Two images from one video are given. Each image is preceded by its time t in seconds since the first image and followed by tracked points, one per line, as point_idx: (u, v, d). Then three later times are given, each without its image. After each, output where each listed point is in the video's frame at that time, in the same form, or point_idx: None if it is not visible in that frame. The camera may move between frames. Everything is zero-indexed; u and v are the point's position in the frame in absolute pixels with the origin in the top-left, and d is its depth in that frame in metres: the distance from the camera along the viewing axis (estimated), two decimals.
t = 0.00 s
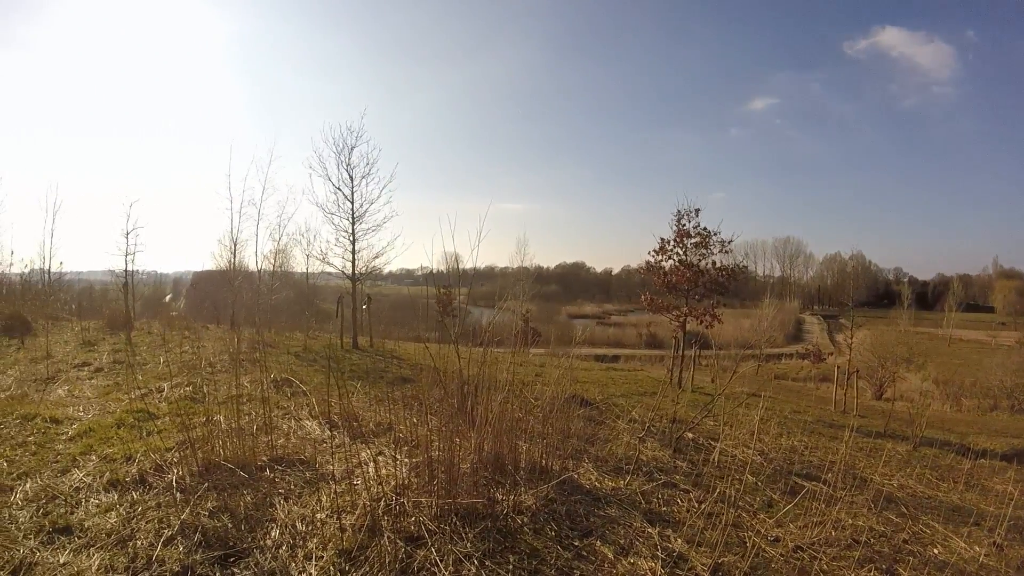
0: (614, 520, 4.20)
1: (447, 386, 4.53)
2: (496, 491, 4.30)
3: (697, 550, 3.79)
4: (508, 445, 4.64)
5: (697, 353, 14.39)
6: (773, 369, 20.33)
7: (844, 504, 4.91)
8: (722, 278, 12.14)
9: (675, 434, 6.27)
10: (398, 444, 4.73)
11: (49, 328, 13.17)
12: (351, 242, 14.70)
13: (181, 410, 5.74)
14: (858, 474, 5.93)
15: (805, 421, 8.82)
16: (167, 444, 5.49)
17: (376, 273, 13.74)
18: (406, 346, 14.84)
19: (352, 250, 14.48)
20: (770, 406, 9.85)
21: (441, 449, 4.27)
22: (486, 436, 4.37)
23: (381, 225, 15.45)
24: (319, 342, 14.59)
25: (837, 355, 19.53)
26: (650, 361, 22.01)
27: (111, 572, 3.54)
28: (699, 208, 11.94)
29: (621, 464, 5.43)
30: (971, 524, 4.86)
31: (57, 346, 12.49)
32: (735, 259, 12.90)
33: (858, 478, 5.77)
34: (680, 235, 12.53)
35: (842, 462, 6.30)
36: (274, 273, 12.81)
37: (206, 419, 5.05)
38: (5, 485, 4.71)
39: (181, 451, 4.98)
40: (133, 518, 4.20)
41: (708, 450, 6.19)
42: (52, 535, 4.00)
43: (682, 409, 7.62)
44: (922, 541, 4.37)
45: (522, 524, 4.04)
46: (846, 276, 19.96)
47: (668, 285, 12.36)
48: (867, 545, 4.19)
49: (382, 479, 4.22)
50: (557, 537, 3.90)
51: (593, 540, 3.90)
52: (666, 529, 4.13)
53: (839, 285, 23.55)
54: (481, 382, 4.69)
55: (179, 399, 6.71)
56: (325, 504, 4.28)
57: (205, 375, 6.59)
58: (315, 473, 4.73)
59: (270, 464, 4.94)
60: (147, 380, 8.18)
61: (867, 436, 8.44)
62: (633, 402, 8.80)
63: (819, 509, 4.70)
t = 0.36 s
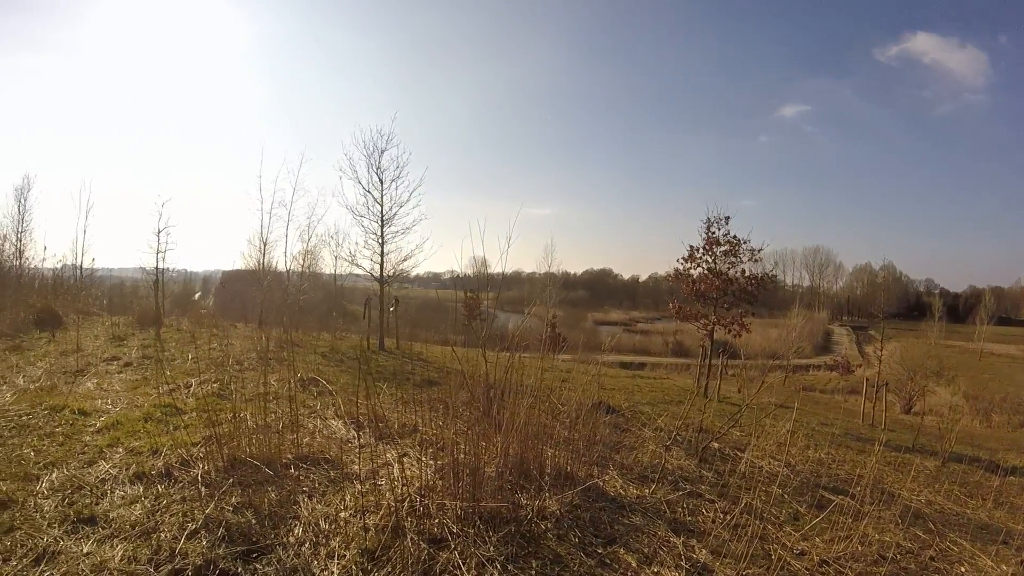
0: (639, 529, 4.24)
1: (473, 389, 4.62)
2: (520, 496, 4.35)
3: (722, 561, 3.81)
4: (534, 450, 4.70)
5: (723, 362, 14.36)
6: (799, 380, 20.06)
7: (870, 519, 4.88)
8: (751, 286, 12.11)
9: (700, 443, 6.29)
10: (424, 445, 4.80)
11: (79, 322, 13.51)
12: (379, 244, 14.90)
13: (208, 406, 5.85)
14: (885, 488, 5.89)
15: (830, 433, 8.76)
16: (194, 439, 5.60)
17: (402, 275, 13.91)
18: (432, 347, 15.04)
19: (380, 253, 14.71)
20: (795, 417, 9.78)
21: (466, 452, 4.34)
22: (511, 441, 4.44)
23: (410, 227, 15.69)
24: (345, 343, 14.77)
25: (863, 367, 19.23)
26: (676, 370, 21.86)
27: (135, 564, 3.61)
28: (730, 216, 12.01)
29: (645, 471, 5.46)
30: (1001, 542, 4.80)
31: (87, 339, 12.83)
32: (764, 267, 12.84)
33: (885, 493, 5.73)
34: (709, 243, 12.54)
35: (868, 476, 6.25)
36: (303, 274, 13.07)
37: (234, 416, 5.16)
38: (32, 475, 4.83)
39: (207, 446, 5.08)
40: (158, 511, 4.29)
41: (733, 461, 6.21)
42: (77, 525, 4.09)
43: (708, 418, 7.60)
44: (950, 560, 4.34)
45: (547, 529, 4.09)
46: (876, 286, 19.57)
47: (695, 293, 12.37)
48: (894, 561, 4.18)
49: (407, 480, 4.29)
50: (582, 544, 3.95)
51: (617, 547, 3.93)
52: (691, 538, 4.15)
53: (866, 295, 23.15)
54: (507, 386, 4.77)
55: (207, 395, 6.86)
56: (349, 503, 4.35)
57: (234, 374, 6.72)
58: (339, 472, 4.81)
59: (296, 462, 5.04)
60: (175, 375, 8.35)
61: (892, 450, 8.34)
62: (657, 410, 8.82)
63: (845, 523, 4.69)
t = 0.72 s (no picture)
0: (661, 532, 4.25)
1: (494, 392, 4.66)
2: (542, 499, 4.39)
3: (745, 565, 3.81)
4: (554, 453, 4.74)
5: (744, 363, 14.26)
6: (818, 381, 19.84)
7: (894, 521, 4.85)
8: (773, 286, 12.00)
9: (722, 445, 6.28)
10: (445, 448, 4.85)
11: (102, 326, 13.76)
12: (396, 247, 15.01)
13: (229, 410, 5.93)
14: (909, 490, 5.83)
15: (851, 434, 8.68)
16: (215, 442, 5.68)
17: (421, 278, 13.99)
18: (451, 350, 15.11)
19: (399, 256, 14.82)
20: (815, 418, 9.71)
21: (487, 455, 4.38)
22: (532, 445, 4.47)
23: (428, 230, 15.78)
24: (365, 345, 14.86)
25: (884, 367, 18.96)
26: (696, 371, 21.67)
27: (157, 566, 3.66)
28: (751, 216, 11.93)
29: (666, 474, 5.46)
30: None
31: (110, 344, 13.08)
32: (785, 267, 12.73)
33: (909, 495, 5.68)
34: (729, 243, 12.48)
35: (892, 478, 6.19)
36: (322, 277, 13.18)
37: (255, 419, 5.23)
38: (56, 477, 4.92)
39: (229, 449, 5.15)
40: (180, 513, 4.35)
41: (755, 463, 6.19)
42: (99, 527, 4.16)
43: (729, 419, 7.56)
44: (975, 562, 4.30)
45: (568, 532, 4.12)
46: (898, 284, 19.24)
47: (716, 294, 12.29)
48: (918, 564, 4.16)
49: (428, 483, 4.33)
50: (604, 547, 3.97)
51: (639, 551, 3.95)
52: (713, 541, 4.16)
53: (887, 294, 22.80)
54: (527, 388, 4.81)
55: (229, 398, 6.96)
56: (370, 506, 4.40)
57: (254, 377, 6.81)
58: (360, 475, 4.86)
59: (318, 465, 5.10)
60: (196, 379, 8.46)
61: (915, 451, 8.25)
62: (676, 411, 8.80)
63: (869, 526, 4.67)
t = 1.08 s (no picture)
0: (678, 528, 4.27)
1: (511, 389, 4.71)
2: (558, 494, 4.42)
3: (762, 561, 3.82)
4: (571, 450, 4.77)
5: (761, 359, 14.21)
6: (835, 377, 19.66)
7: (911, 519, 4.83)
8: (790, 281, 11.95)
9: (740, 443, 6.29)
10: (462, 445, 4.89)
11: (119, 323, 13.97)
12: (413, 244, 15.10)
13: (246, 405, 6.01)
14: (927, 488, 5.79)
15: (868, 431, 8.63)
16: (232, 437, 5.75)
17: (436, 274, 14.03)
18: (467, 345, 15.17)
19: (415, 252, 14.90)
20: (831, 414, 9.66)
21: (503, 451, 4.42)
22: (549, 441, 4.52)
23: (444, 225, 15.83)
24: (381, 342, 14.95)
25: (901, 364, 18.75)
26: (713, 367, 21.56)
27: (174, 560, 3.72)
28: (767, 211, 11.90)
29: (683, 470, 5.47)
30: None
31: (128, 340, 13.29)
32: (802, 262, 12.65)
33: (927, 494, 5.65)
34: (747, 238, 12.45)
35: (910, 476, 6.15)
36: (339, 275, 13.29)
37: (272, 415, 5.30)
38: (75, 472, 5.01)
39: (247, 445, 5.23)
40: (198, 507, 4.41)
41: (772, 459, 6.20)
42: (117, 521, 4.23)
43: (747, 415, 7.56)
44: (994, 561, 4.27)
45: (586, 528, 4.15)
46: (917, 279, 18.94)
47: (732, 289, 12.27)
48: (936, 563, 4.15)
49: (445, 479, 4.38)
50: (622, 543, 4.00)
51: (655, 547, 3.97)
52: (729, 538, 4.17)
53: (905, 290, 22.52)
54: (545, 384, 4.87)
55: (247, 394, 7.06)
56: (387, 501, 4.45)
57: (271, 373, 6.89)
58: (376, 470, 4.90)
59: (336, 460, 5.15)
60: (214, 375, 8.57)
61: (933, 449, 8.17)
62: (693, 408, 8.79)
63: (886, 524, 4.66)
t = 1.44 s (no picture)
0: (702, 520, 4.27)
1: (535, 380, 4.75)
2: (582, 485, 4.45)
3: (786, 556, 3.81)
4: (595, 441, 4.78)
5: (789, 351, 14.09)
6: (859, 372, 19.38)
7: (938, 516, 4.77)
8: (816, 272, 11.82)
9: (764, 435, 6.26)
10: (487, 435, 4.94)
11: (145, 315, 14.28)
12: (436, 235, 15.22)
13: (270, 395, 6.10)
14: (955, 485, 5.71)
15: (893, 426, 8.53)
16: (258, 427, 5.85)
17: (457, 266, 14.08)
18: (490, 337, 15.26)
19: (438, 243, 15.00)
20: (858, 409, 9.58)
21: (527, 443, 4.45)
22: (572, 433, 4.54)
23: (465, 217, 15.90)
24: (405, 332, 15.06)
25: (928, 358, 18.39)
26: (735, 360, 21.39)
27: (201, 548, 3.79)
28: (793, 200, 11.77)
29: (706, 463, 5.46)
30: None
31: (154, 332, 13.58)
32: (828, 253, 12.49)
33: (954, 491, 5.57)
34: (771, 229, 12.32)
35: (937, 472, 6.07)
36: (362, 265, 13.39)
37: (296, 406, 5.38)
38: (103, 461, 5.12)
39: (272, 434, 5.31)
40: (224, 496, 4.50)
41: (797, 453, 6.17)
42: (145, 509, 4.33)
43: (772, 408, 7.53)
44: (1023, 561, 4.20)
45: (609, 519, 4.16)
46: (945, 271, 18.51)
47: (757, 280, 12.19)
48: (962, 561, 4.10)
49: (468, 470, 4.42)
50: (645, 534, 4.00)
51: (679, 539, 3.97)
52: (753, 532, 4.15)
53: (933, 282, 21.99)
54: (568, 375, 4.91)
55: (272, 384, 7.17)
56: (412, 490, 4.50)
57: (294, 363, 6.98)
58: (400, 460, 4.96)
59: (360, 450, 5.22)
60: (238, 365, 8.69)
61: (959, 446, 8.05)
62: (717, 399, 8.76)
63: (911, 521, 4.62)
